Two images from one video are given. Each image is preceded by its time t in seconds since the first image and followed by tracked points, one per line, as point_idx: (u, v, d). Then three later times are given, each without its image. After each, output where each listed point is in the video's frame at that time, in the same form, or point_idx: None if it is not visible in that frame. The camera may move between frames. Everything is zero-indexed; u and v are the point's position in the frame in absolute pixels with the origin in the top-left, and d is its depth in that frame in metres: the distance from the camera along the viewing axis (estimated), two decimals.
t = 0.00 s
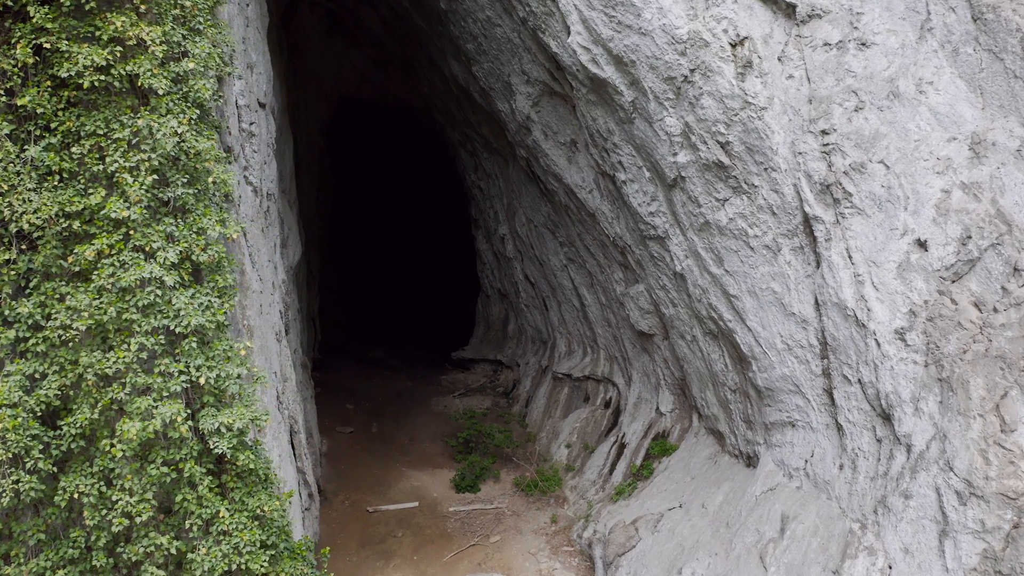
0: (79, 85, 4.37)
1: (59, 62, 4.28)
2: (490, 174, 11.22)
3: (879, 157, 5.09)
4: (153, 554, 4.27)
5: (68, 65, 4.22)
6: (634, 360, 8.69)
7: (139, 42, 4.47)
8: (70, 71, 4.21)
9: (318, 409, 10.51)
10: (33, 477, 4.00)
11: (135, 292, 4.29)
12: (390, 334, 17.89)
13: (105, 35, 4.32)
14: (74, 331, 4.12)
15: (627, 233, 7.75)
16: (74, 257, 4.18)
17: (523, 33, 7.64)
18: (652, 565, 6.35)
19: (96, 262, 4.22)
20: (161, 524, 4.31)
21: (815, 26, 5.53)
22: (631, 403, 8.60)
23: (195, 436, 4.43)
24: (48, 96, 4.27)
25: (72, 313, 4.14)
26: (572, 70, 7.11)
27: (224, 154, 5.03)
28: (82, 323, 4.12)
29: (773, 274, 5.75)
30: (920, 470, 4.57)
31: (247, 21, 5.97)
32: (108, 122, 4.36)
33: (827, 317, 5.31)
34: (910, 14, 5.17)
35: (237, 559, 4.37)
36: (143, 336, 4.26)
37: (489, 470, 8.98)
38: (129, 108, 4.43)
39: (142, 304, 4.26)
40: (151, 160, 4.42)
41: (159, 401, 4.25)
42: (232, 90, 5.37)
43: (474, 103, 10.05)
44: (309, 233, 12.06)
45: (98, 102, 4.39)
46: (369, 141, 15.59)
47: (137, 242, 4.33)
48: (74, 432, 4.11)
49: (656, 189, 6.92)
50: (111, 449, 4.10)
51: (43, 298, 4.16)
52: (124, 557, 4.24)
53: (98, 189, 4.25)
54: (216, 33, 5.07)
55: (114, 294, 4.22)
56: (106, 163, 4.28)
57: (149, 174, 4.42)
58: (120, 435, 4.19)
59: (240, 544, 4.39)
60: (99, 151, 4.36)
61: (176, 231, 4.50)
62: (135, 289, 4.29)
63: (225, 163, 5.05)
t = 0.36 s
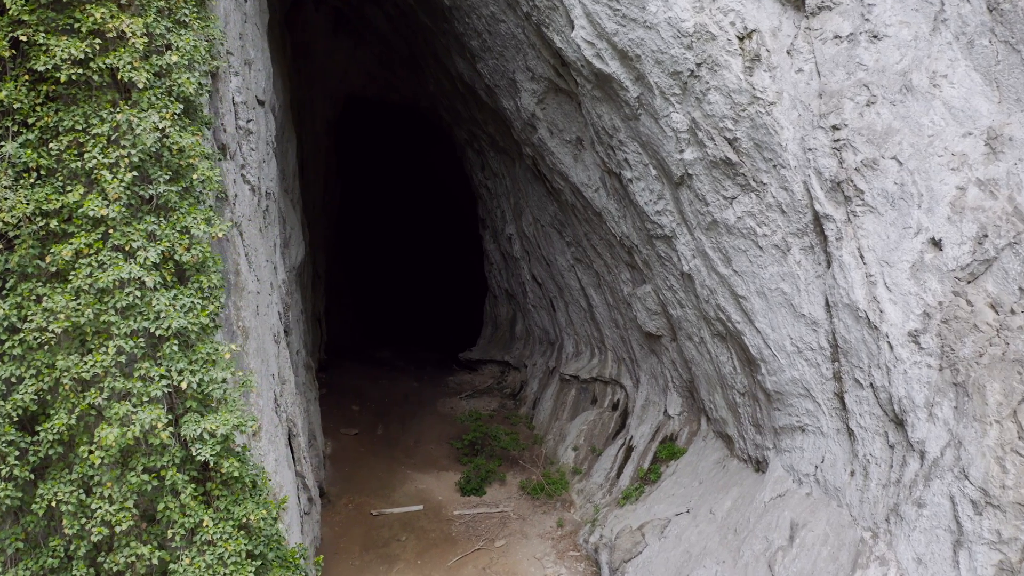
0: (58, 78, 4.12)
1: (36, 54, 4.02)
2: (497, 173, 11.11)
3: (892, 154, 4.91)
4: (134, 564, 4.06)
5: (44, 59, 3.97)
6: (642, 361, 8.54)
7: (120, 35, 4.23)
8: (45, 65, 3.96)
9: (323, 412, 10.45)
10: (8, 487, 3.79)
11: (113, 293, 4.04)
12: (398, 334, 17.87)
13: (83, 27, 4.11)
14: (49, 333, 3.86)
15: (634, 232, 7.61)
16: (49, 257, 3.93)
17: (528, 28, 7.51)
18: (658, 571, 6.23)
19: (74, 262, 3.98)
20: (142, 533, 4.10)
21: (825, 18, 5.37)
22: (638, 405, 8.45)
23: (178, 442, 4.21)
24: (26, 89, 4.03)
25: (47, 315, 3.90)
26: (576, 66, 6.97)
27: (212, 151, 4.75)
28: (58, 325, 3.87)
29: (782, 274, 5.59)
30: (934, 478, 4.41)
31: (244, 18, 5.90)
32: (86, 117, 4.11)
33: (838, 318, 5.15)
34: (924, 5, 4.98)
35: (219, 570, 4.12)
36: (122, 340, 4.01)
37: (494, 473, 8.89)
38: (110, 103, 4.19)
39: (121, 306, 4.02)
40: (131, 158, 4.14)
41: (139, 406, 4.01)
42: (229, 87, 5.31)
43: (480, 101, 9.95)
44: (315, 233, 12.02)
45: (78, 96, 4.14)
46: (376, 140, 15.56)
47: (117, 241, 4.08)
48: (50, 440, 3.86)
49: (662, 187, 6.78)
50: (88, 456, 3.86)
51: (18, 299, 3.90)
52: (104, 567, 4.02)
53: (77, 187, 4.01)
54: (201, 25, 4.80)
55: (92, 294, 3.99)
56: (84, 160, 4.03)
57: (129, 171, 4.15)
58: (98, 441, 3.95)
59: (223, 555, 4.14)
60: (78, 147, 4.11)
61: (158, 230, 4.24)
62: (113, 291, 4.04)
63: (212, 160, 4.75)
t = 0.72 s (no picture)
0: (35, 73, 4.06)
1: (12, 48, 3.96)
2: (504, 172, 11.01)
3: (905, 149, 4.74)
4: None
5: (20, 53, 3.94)
6: (649, 363, 8.40)
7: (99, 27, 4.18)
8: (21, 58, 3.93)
9: (328, 413, 10.40)
10: None
11: (90, 295, 3.90)
12: (407, 335, 17.82)
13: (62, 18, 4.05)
14: (24, 335, 3.72)
15: (640, 232, 7.47)
16: (24, 256, 3.82)
17: (532, 24, 7.42)
18: None
19: (49, 261, 3.87)
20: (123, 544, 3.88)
21: (836, 10, 5.22)
22: (646, 407, 8.30)
23: (160, 449, 4.03)
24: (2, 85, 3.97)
25: (22, 317, 3.75)
26: (581, 62, 6.86)
27: (199, 147, 4.64)
28: (32, 327, 3.72)
29: (791, 274, 5.44)
30: (949, 486, 4.24)
31: (242, 15, 5.86)
32: (64, 113, 4.04)
33: (849, 320, 4.99)
34: None
35: None
36: (100, 343, 3.85)
37: (500, 476, 8.79)
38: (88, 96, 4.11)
39: (97, 307, 3.88)
40: (109, 153, 4.07)
41: (118, 411, 3.85)
42: (224, 84, 5.28)
43: (486, 100, 9.87)
44: (321, 233, 11.98)
45: (56, 89, 4.08)
46: (384, 140, 15.52)
47: (94, 240, 3.97)
48: (26, 445, 3.70)
49: (669, 185, 6.64)
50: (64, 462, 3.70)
51: None
52: None
53: (54, 184, 3.91)
54: (185, 18, 4.72)
55: (68, 295, 3.87)
56: (60, 156, 3.95)
57: (107, 168, 4.07)
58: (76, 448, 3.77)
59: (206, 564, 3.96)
60: (56, 143, 4.03)
61: (138, 228, 4.13)
62: (90, 292, 3.91)
63: (199, 157, 4.64)
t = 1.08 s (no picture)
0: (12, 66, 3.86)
1: None
2: (509, 171, 10.92)
3: (917, 145, 4.58)
4: None
5: None
6: (656, 365, 8.26)
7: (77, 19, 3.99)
8: None
9: (332, 414, 10.36)
10: None
11: (68, 296, 3.74)
12: (413, 335, 17.79)
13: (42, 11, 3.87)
14: None
15: (647, 231, 7.34)
16: None
17: (536, 20, 7.31)
18: None
19: (26, 260, 3.70)
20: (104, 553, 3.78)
21: (846, 2, 5.05)
22: (653, 410, 8.16)
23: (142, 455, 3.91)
24: None
25: None
26: (585, 57, 6.74)
27: (185, 144, 4.47)
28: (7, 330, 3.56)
29: (800, 274, 5.30)
30: (963, 495, 4.08)
31: (239, 11, 5.82)
32: (41, 107, 3.86)
33: (859, 322, 4.85)
34: None
35: None
36: (77, 347, 3.70)
37: (505, 479, 8.69)
38: (67, 91, 3.92)
39: (75, 309, 3.72)
40: (89, 151, 3.88)
41: (96, 417, 3.71)
42: (220, 81, 5.25)
43: (491, 98, 9.78)
44: (325, 232, 11.95)
45: (33, 85, 3.88)
46: (391, 140, 15.50)
47: (73, 239, 3.80)
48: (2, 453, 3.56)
49: (675, 183, 6.51)
50: (41, 468, 3.61)
51: None
52: None
53: (31, 181, 3.74)
54: (172, 11, 4.52)
55: (46, 295, 3.71)
56: (36, 153, 3.77)
57: (86, 165, 3.88)
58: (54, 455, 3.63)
59: None
60: (33, 139, 3.85)
61: (119, 227, 3.96)
62: (68, 293, 3.75)
63: (187, 154, 4.50)
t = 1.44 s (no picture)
0: None
1: None
2: (516, 170, 10.81)
3: (931, 140, 4.40)
4: None
5: None
6: (664, 367, 8.12)
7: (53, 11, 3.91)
8: None
9: (336, 416, 10.32)
10: None
11: (41, 297, 3.66)
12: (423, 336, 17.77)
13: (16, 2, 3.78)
14: None
15: (653, 230, 7.20)
16: None
17: (540, 15, 7.20)
18: None
19: None
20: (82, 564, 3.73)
21: None
22: (662, 413, 8.00)
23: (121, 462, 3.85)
24: None
25: None
26: (589, 52, 6.62)
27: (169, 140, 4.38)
28: None
29: (810, 274, 5.14)
30: (978, 505, 3.92)
31: (237, 7, 5.77)
32: (16, 102, 3.79)
33: (871, 324, 4.69)
34: None
35: None
36: (50, 350, 3.63)
37: (512, 482, 8.59)
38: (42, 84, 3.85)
39: (47, 311, 3.63)
40: (63, 145, 3.80)
41: (71, 423, 3.64)
42: (214, 77, 5.21)
43: (497, 96, 9.68)
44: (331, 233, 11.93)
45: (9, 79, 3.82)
46: (398, 139, 15.46)
47: (46, 237, 3.72)
48: None
49: (681, 181, 6.36)
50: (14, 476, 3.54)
51: None
52: None
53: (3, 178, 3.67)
54: (156, 3, 4.42)
55: (19, 297, 3.62)
56: (9, 149, 3.69)
57: (60, 160, 3.80)
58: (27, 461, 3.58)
59: None
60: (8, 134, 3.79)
61: (95, 225, 3.87)
62: (41, 294, 3.67)
63: (172, 151, 4.40)
